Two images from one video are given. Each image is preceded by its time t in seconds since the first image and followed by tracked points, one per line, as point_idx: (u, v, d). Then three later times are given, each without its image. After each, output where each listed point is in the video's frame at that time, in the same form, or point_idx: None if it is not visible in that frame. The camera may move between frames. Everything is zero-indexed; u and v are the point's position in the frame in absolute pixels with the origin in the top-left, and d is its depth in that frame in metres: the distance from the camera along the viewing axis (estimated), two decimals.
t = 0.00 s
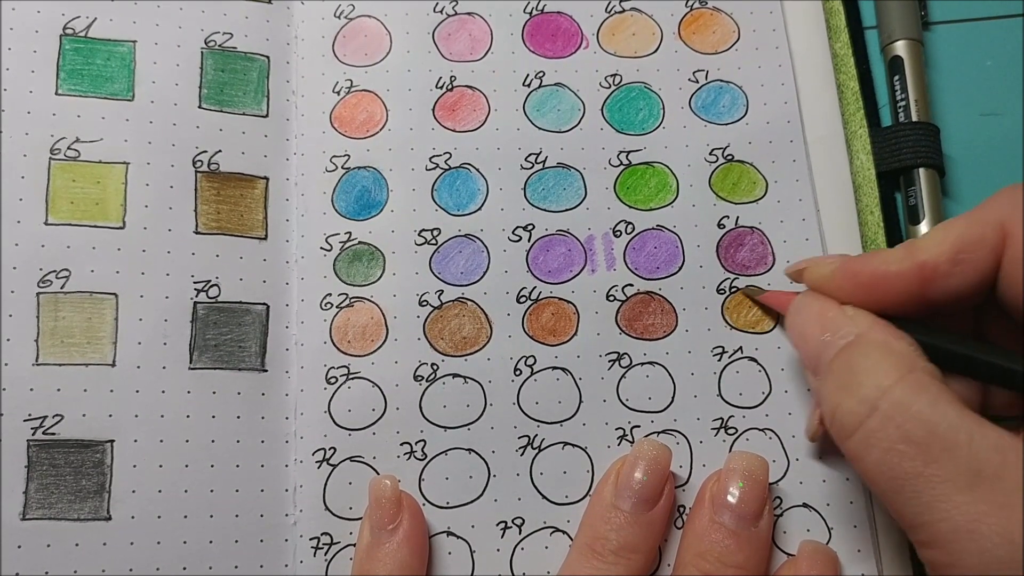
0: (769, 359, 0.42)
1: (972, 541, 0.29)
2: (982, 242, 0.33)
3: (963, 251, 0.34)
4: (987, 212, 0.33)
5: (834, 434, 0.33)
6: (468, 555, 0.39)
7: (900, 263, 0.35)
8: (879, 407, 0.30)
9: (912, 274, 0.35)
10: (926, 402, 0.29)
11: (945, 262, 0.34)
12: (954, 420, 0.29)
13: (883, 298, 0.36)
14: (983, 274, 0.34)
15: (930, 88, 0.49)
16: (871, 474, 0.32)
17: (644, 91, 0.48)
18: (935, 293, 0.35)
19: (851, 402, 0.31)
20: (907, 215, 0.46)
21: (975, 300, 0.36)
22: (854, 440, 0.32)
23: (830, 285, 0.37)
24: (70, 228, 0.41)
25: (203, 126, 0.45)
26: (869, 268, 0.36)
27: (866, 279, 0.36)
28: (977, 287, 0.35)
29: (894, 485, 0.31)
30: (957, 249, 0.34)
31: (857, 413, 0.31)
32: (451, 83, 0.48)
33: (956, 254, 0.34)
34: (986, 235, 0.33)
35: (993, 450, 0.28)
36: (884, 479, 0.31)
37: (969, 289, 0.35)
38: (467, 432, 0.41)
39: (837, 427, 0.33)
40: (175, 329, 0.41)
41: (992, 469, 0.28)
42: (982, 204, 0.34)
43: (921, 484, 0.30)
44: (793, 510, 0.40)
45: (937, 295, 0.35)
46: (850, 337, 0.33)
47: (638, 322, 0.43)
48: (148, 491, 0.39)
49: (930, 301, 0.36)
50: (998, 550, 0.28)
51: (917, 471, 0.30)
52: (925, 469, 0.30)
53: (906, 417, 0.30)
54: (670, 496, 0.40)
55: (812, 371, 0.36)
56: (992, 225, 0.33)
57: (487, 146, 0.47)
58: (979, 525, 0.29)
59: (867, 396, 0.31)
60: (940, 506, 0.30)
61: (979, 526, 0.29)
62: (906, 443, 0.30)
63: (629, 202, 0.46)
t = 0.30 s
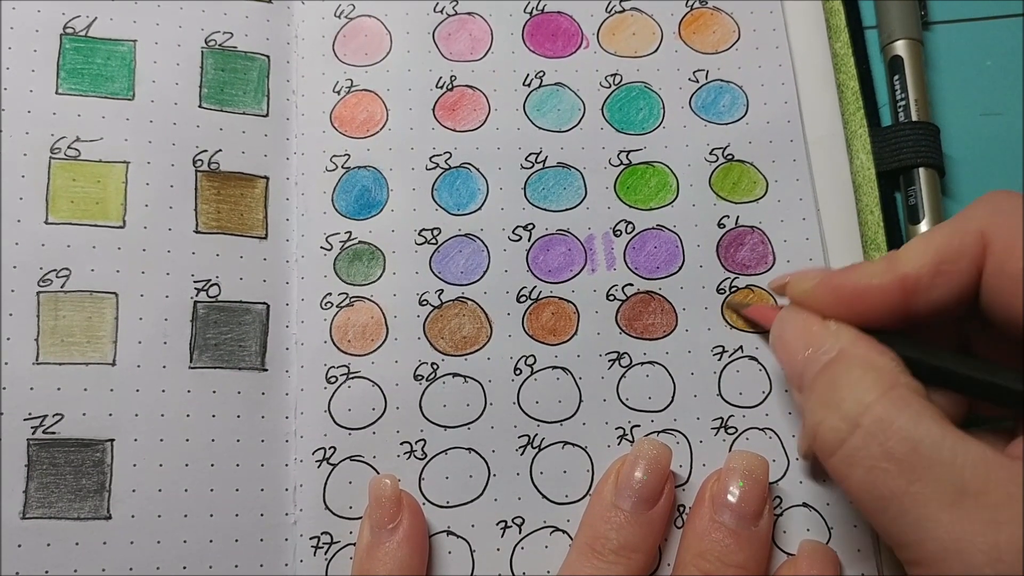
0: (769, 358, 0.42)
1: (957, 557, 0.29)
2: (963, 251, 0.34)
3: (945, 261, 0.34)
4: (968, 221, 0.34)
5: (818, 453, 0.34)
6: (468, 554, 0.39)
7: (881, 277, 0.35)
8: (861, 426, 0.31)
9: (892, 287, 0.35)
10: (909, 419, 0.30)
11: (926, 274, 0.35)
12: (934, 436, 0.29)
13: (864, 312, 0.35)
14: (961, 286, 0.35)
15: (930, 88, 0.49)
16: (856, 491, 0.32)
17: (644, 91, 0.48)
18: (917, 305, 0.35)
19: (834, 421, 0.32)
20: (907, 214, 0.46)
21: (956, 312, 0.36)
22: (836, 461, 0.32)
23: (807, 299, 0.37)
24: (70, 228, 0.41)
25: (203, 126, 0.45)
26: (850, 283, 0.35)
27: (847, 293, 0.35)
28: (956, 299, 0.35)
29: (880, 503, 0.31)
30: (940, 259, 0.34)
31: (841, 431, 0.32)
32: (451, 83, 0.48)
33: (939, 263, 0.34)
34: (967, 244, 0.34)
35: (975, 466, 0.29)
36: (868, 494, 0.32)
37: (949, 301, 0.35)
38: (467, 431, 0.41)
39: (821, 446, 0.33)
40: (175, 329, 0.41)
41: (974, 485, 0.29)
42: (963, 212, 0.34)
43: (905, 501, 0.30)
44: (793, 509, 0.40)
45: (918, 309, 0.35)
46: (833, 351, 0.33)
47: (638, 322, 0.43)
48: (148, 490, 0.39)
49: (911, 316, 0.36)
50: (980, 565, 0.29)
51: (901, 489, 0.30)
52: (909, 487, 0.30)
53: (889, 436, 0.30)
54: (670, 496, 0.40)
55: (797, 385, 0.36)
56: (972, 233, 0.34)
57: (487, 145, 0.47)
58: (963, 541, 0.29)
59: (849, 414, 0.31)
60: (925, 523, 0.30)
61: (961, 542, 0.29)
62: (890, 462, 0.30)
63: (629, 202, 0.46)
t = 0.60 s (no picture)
0: (769, 359, 0.42)
1: (979, 554, 0.29)
2: (975, 258, 0.33)
3: (960, 268, 0.34)
4: (979, 225, 0.34)
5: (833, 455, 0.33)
6: (469, 555, 0.39)
7: (898, 288, 0.35)
8: (876, 424, 0.31)
9: (908, 299, 0.35)
10: (926, 417, 0.30)
11: (942, 282, 0.34)
12: (952, 433, 0.29)
13: (882, 323, 0.35)
14: (982, 290, 0.34)
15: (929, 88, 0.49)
16: (872, 491, 0.32)
17: (644, 92, 0.48)
18: (935, 314, 0.35)
19: (849, 420, 0.31)
20: (907, 214, 0.46)
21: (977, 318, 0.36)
22: (851, 459, 0.32)
23: (827, 315, 0.37)
24: (70, 228, 0.41)
25: (203, 126, 0.45)
26: (867, 297, 0.36)
27: (865, 308, 0.36)
28: (976, 306, 0.35)
29: (897, 501, 0.31)
30: (954, 266, 0.34)
31: (855, 431, 0.31)
32: (451, 83, 0.48)
33: (953, 272, 0.34)
34: (979, 250, 0.33)
35: (995, 461, 0.28)
36: (885, 494, 0.31)
37: (969, 308, 0.35)
38: (467, 432, 0.41)
39: (835, 447, 0.33)
40: (175, 329, 0.41)
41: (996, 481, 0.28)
42: (973, 218, 0.34)
43: (923, 498, 0.30)
44: (793, 510, 0.40)
45: (938, 317, 0.35)
46: (848, 361, 0.33)
47: (638, 322, 0.43)
48: (148, 490, 0.39)
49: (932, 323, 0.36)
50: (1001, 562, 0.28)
51: (918, 485, 0.30)
52: (927, 483, 0.30)
53: (905, 433, 0.30)
54: (671, 497, 0.40)
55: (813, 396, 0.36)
56: (984, 238, 0.33)
57: (487, 146, 0.47)
58: (985, 538, 0.28)
59: (864, 413, 0.31)
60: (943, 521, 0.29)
61: (982, 539, 0.28)
62: (907, 458, 0.30)
63: (629, 203, 0.46)
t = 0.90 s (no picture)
0: (769, 358, 0.42)
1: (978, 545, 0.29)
2: (997, 244, 0.33)
3: (980, 254, 0.33)
4: (1003, 213, 0.33)
5: (841, 435, 0.33)
6: (469, 554, 0.39)
7: (916, 268, 0.35)
8: (887, 405, 0.31)
9: (928, 281, 0.35)
10: (935, 402, 0.30)
11: (962, 266, 0.34)
12: (959, 420, 0.29)
13: (900, 305, 0.35)
14: (1001, 278, 0.34)
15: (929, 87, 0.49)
16: (876, 474, 0.32)
17: (644, 91, 0.48)
18: (954, 298, 0.35)
19: (860, 401, 0.32)
20: (907, 213, 0.46)
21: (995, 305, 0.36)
22: (859, 440, 0.32)
23: (844, 290, 0.37)
24: (70, 228, 0.41)
25: (203, 126, 0.45)
26: (885, 275, 0.36)
27: (884, 286, 0.36)
28: (996, 292, 0.34)
29: (900, 487, 0.31)
30: (974, 251, 0.33)
31: (864, 409, 0.31)
32: (451, 83, 0.48)
33: (974, 257, 0.34)
34: (1001, 237, 0.33)
35: (1000, 453, 0.28)
36: (888, 478, 0.31)
37: (987, 294, 0.34)
38: (467, 432, 0.41)
39: (844, 426, 0.33)
40: (175, 329, 0.41)
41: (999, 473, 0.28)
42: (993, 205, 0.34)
43: (926, 485, 0.30)
44: (793, 510, 0.40)
45: (957, 300, 0.35)
46: (863, 339, 0.34)
47: (638, 322, 0.43)
48: (148, 490, 0.39)
49: (948, 307, 0.35)
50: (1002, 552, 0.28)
51: (923, 471, 0.30)
52: (930, 470, 0.30)
53: (913, 417, 0.30)
54: (671, 496, 0.40)
55: (827, 374, 0.36)
56: (1007, 226, 0.33)
57: (486, 146, 0.47)
58: (984, 527, 0.28)
59: (874, 393, 0.31)
60: (945, 509, 0.29)
61: (979, 528, 0.29)
62: (913, 443, 0.30)
63: (629, 202, 0.46)
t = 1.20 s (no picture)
0: (769, 358, 0.42)
1: (986, 550, 0.29)
2: (990, 251, 0.33)
3: (974, 262, 0.34)
4: (993, 220, 0.34)
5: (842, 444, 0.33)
6: (468, 554, 0.39)
7: (912, 280, 0.35)
8: (888, 412, 0.31)
9: (924, 292, 0.35)
10: (937, 407, 0.30)
11: (957, 276, 0.34)
12: (962, 424, 0.29)
13: (899, 318, 0.35)
14: (995, 287, 0.34)
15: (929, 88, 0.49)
16: (879, 481, 0.32)
17: (644, 91, 0.48)
18: (951, 308, 0.35)
19: (861, 409, 0.32)
20: (906, 213, 0.46)
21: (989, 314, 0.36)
22: (861, 447, 0.32)
23: (842, 308, 0.37)
24: (69, 227, 0.41)
25: (203, 125, 0.45)
26: (881, 290, 0.35)
27: (880, 302, 0.35)
28: (990, 300, 0.35)
29: (905, 493, 0.31)
30: (968, 260, 0.34)
31: (865, 417, 0.31)
32: (451, 82, 0.48)
33: (968, 265, 0.34)
34: (995, 245, 0.33)
35: (1006, 455, 0.28)
36: (893, 485, 0.31)
37: (982, 303, 0.35)
38: (467, 431, 0.41)
39: (845, 436, 0.33)
40: (174, 328, 0.41)
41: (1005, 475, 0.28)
42: (983, 214, 0.34)
43: (932, 490, 0.30)
44: (793, 510, 0.40)
45: (953, 310, 0.35)
46: (862, 352, 0.34)
47: (637, 321, 0.43)
48: (147, 490, 0.39)
49: (946, 320, 0.35)
50: (1010, 556, 0.28)
51: (928, 476, 0.30)
52: (936, 475, 0.30)
53: (915, 422, 0.30)
54: (670, 496, 0.40)
55: (827, 389, 0.36)
56: (998, 233, 0.33)
57: (486, 145, 0.47)
58: (992, 530, 0.28)
59: (874, 401, 0.31)
60: (954, 513, 0.29)
61: (988, 532, 0.28)
62: (916, 448, 0.30)
63: (628, 202, 0.46)
